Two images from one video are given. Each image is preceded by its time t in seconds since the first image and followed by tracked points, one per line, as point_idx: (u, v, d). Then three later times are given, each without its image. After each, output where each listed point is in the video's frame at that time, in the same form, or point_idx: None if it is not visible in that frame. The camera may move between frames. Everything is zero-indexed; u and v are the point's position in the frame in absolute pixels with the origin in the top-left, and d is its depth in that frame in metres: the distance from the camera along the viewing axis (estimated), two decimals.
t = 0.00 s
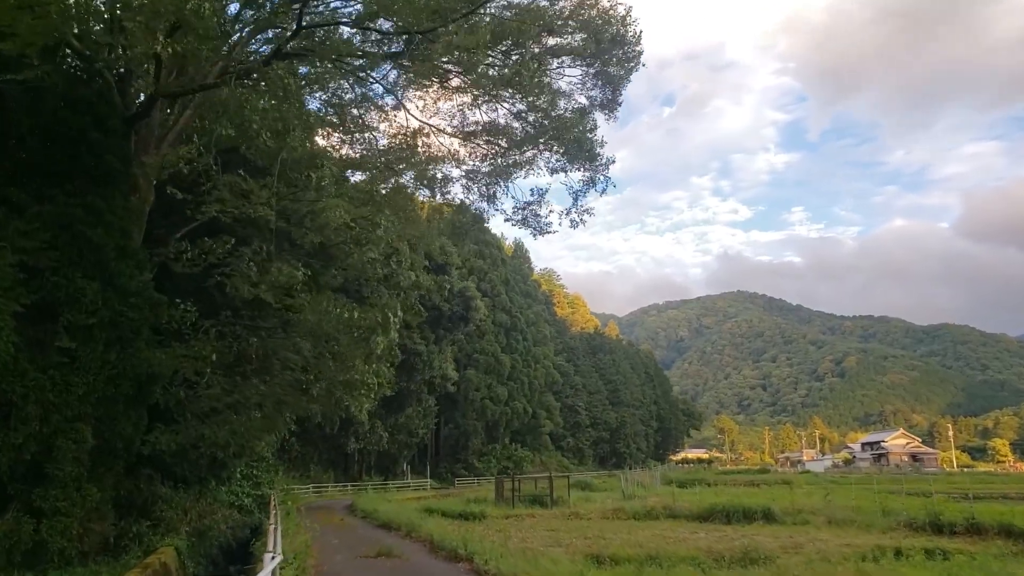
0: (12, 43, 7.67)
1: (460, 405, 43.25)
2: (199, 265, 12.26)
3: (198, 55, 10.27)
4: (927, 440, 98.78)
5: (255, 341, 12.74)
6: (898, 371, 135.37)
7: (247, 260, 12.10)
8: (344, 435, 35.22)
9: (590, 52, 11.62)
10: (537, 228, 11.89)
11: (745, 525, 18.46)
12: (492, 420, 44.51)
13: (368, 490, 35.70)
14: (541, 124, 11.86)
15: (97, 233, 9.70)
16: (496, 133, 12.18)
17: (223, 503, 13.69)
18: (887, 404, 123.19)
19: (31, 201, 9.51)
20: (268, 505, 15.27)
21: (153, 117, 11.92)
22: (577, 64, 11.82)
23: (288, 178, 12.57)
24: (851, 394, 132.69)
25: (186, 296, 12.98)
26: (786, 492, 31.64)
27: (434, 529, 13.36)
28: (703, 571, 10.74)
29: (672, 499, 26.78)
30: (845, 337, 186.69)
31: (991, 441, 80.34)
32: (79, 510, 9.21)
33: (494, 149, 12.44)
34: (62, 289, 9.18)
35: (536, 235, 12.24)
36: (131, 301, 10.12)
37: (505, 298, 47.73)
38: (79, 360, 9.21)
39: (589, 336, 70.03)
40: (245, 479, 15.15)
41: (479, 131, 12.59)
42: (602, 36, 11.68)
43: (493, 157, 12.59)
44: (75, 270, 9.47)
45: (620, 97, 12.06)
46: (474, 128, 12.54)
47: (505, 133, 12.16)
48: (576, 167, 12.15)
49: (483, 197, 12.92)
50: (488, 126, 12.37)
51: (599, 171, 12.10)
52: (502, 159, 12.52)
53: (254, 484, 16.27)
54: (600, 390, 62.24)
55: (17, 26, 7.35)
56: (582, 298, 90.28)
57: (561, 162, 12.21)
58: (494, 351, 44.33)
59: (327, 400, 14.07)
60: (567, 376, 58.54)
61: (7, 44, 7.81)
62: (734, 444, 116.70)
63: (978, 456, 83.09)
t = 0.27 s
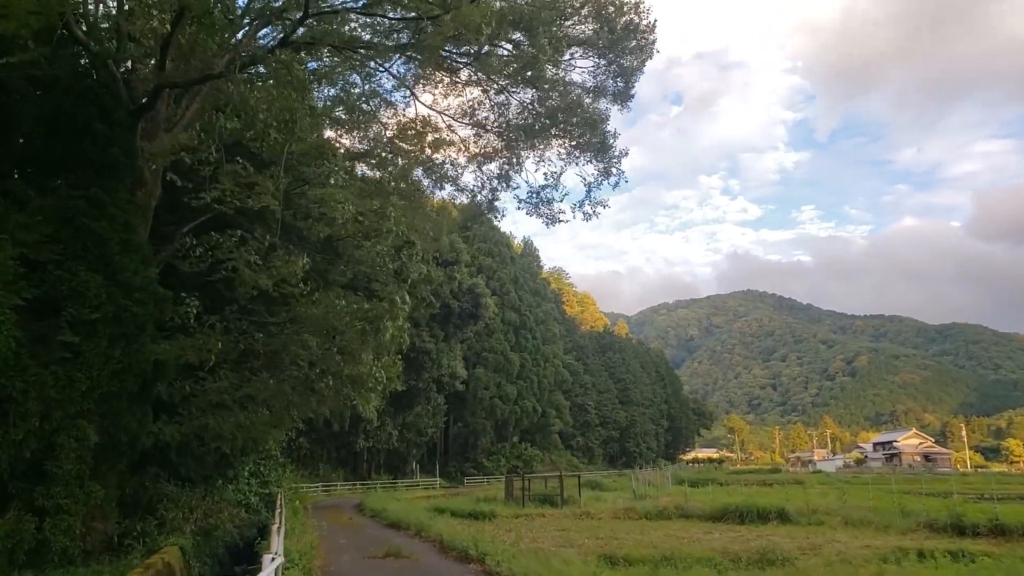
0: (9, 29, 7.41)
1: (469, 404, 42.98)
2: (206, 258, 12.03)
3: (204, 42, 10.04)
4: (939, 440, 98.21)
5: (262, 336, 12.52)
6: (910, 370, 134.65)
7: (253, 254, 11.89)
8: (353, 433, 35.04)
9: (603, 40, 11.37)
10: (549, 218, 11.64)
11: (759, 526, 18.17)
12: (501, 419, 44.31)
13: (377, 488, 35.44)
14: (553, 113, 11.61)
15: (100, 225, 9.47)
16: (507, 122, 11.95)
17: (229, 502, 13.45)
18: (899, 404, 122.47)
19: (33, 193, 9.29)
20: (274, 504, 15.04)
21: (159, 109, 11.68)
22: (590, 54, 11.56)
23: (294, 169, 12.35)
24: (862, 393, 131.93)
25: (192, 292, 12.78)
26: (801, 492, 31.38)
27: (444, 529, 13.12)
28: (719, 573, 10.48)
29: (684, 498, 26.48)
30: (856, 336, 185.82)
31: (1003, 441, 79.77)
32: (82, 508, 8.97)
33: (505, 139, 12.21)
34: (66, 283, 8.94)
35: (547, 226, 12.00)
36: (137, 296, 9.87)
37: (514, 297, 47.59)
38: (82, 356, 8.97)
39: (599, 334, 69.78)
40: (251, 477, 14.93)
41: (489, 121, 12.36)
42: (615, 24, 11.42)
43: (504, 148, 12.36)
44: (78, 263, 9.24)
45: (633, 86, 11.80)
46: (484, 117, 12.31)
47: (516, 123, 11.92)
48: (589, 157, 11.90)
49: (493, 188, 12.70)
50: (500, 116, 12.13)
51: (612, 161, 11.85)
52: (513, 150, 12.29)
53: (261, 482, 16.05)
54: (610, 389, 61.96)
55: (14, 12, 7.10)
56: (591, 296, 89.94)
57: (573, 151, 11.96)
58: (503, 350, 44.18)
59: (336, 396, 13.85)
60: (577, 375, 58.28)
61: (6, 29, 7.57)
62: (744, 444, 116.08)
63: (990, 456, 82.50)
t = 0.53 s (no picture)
0: None
1: (475, 404, 42.74)
2: (206, 257, 11.81)
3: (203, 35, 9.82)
4: (947, 440, 97.59)
5: (265, 334, 12.30)
6: (917, 370, 134.01)
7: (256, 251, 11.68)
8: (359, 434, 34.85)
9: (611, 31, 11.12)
10: (556, 212, 11.42)
11: (771, 528, 17.87)
12: (508, 420, 44.10)
13: (383, 490, 35.22)
14: (561, 107, 11.38)
15: (95, 221, 9.25)
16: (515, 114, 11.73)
17: (233, 505, 13.23)
18: (906, 404, 121.92)
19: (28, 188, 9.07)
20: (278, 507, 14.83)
21: (159, 103, 11.45)
22: (600, 48, 11.31)
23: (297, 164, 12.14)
24: (869, 393, 131.37)
25: (193, 290, 12.53)
26: (809, 493, 31.51)
27: (450, 531, 12.88)
28: None
29: (693, 499, 26.20)
30: (863, 336, 185.12)
31: (1013, 441, 79.22)
32: (76, 511, 8.77)
33: (512, 133, 11.98)
34: (61, 281, 8.71)
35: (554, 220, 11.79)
36: (135, 294, 9.64)
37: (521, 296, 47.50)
38: (77, 355, 8.74)
39: (606, 335, 69.51)
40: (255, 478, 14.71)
41: (496, 115, 12.13)
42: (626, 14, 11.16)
43: (511, 141, 12.14)
44: (75, 260, 9.00)
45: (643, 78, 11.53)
46: (490, 110, 12.08)
47: (523, 116, 11.70)
48: (597, 151, 11.67)
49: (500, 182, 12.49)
50: (507, 110, 11.90)
51: (622, 156, 11.61)
52: (521, 143, 12.06)
53: (265, 484, 15.82)
54: (617, 389, 61.69)
55: None
56: (598, 297, 89.65)
57: (582, 145, 11.74)
58: (510, 350, 44.03)
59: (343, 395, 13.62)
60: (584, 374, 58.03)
61: None
62: (751, 444, 115.58)
63: (999, 456, 81.96)
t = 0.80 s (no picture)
0: None
1: (480, 404, 42.50)
2: (205, 251, 11.59)
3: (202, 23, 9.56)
4: (953, 439, 97.13)
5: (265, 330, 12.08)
6: (923, 369, 133.55)
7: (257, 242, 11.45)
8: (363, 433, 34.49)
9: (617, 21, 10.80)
10: (559, 205, 11.19)
11: (781, 527, 17.62)
12: (513, 420, 43.87)
13: (387, 490, 34.98)
14: (567, 96, 11.14)
15: (90, 214, 9.01)
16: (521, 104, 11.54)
17: (234, 505, 13.00)
18: (911, 403, 121.52)
19: (21, 180, 8.84)
20: (281, 506, 14.61)
21: (157, 95, 11.24)
22: (610, 39, 11.03)
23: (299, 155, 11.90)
24: (874, 392, 130.97)
25: (192, 285, 12.31)
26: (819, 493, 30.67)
27: (455, 531, 12.65)
28: None
29: (700, 499, 25.95)
30: (868, 335, 184.62)
31: (1020, 440, 78.78)
32: (70, 512, 8.52)
33: (517, 123, 11.76)
34: (55, 275, 8.46)
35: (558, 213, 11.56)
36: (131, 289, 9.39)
37: (525, 295, 47.53)
38: (71, 352, 8.50)
39: (611, 334, 69.29)
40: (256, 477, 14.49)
41: (501, 105, 11.90)
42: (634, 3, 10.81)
43: (516, 131, 11.92)
44: (68, 253, 8.77)
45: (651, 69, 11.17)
46: (495, 100, 11.85)
47: (528, 105, 11.46)
48: (604, 143, 11.41)
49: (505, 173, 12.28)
50: (512, 99, 11.67)
51: (629, 148, 11.34)
52: (525, 134, 11.83)
53: (266, 484, 15.59)
54: (622, 389, 61.44)
55: None
56: (602, 296, 89.40)
57: (588, 137, 11.48)
58: (514, 350, 43.94)
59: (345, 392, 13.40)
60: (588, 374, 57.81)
61: None
62: (757, 444, 115.18)
63: (1006, 455, 81.54)
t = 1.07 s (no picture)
0: None
1: (484, 403, 42.25)
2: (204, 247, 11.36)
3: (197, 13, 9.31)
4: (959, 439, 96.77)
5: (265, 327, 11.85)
6: (928, 368, 133.13)
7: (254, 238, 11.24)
8: (365, 432, 34.24)
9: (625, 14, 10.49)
10: (565, 200, 10.97)
11: (790, 530, 17.37)
12: (517, 419, 43.67)
13: (391, 489, 34.72)
14: (572, 90, 10.87)
15: (84, 208, 8.77)
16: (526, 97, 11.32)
17: (233, 506, 12.77)
18: (916, 403, 121.06)
19: (14, 173, 8.60)
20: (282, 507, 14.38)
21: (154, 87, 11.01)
22: (618, 32, 10.73)
23: (300, 149, 11.66)
24: (879, 392, 130.53)
25: (192, 282, 12.07)
26: (825, 493, 30.57)
27: (458, 534, 12.41)
28: None
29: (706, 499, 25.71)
30: (872, 334, 184.19)
31: None
32: (64, 513, 8.26)
33: (522, 116, 11.51)
34: (47, 271, 8.22)
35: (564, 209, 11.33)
36: (126, 285, 9.15)
37: (529, 294, 47.82)
38: (64, 349, 8.26)
39: (615, 333, 69.11)
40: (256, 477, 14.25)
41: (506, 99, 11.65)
42: None
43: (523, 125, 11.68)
44: (62, 249, 8.52)
45: (660, 61, 10.86)
46: (500, 94, 11.60)
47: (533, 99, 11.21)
48: (611, 136, 11.16)
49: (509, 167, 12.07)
50: (517, 93, 11.40)
51: (637, 141, 11.08)
52: (531, 127, 11.59)
53: (267, 484, 15.36)
54: (627, 388, 61.23)
55: None
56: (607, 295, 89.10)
57: (595, 131, 11.23)
58: (518, 349, 44.00)
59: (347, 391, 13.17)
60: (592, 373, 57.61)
61: None
62: (761, 443, 114.75)
63: (1013, 455, 81.19)
